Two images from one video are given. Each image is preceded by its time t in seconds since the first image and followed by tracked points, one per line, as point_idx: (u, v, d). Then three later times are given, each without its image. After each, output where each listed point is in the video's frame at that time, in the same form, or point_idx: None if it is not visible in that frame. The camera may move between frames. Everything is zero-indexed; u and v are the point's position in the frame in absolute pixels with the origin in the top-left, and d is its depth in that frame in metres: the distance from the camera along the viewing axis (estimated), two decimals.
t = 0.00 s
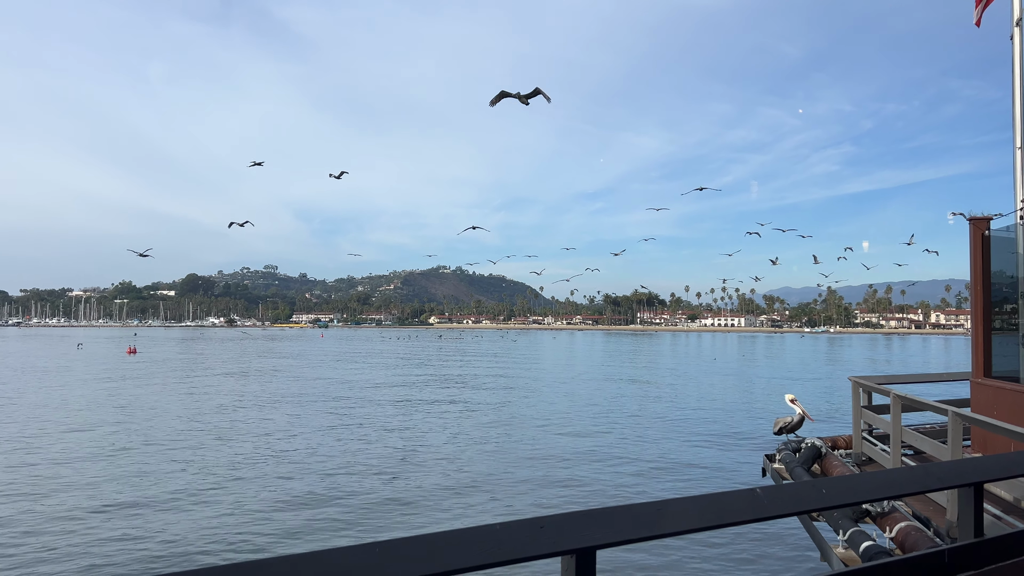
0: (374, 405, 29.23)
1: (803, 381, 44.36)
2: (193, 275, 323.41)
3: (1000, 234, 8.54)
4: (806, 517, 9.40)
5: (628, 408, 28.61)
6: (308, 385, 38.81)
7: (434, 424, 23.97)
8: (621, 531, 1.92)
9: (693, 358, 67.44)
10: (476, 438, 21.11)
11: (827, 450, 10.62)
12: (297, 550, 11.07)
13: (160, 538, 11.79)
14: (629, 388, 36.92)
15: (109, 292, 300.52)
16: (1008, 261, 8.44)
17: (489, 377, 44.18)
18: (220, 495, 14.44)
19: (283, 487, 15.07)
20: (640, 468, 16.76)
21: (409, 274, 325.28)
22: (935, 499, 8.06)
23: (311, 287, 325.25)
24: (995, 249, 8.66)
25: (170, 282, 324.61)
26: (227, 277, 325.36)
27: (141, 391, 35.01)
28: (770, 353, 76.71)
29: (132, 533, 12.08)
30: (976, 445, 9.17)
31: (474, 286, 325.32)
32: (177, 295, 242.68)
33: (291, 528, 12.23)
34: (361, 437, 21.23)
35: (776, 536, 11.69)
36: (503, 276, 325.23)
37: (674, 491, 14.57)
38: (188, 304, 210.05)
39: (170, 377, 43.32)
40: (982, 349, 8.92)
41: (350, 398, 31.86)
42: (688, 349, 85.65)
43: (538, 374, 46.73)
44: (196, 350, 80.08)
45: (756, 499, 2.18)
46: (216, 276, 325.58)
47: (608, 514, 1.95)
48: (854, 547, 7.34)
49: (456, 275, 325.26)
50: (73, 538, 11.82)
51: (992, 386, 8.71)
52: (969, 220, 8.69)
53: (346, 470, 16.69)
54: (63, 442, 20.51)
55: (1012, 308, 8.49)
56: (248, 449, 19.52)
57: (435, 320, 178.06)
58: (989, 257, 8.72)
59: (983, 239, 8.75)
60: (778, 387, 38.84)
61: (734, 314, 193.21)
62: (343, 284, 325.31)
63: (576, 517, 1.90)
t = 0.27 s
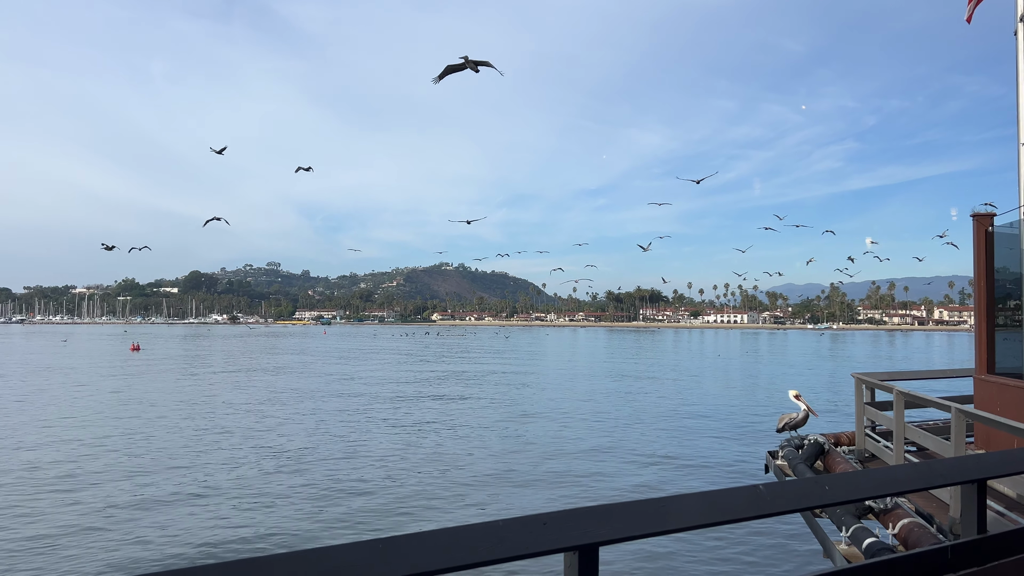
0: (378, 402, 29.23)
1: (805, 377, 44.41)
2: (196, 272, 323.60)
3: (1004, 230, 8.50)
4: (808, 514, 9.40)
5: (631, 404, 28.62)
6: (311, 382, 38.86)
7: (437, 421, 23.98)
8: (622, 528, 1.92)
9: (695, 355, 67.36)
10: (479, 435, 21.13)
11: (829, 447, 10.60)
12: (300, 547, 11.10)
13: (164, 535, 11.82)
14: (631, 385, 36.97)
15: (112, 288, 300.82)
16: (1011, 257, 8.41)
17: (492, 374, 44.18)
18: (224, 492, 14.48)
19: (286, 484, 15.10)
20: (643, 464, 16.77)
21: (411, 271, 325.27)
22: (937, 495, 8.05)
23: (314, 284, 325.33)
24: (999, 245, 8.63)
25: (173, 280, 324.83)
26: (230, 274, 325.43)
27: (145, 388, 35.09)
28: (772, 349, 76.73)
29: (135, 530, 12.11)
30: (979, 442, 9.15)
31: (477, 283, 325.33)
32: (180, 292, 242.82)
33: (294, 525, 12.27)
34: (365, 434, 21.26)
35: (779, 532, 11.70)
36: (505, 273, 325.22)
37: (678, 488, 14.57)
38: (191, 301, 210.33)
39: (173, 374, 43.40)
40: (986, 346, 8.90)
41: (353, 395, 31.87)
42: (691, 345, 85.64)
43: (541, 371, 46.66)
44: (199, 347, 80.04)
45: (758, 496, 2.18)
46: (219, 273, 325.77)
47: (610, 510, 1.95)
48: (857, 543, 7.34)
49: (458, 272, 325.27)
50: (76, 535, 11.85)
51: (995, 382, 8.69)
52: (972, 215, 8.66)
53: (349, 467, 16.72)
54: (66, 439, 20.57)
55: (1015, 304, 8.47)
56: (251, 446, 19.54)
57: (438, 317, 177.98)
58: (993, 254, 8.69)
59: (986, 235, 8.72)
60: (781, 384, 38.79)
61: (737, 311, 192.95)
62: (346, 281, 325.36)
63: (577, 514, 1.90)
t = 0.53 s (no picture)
0: (380, 400, 29.25)
1: (807, 374, 44.47)
2: (199, 270, 323.78)
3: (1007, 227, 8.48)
4: (810, 512, 9.40)
5: (633, 402, 28.65)
6: (313, 379, 38.91)
7: (439, 418, 24.00)
8: (626, 525, 1.92)
9: (698, 352, 67.33)
10: (481, 432, 21.15)
11: (832, 444, 10.60)
12: (302, 544, 11.13)
13: (166, 532, 11.86)
14: (633, 382, 37.05)
15: (115, 286, 301.18)
16: (1013, 255, 8.40)
17: (494, 371, 44.19)
18: (226, 489, 14.51)
19: (288, 481, 15.13)
20: (644, 462, 16.78)
21: (413, 269, 325.28)
22: (939, 493, 8.06)
23: (316, 282, 325.35)
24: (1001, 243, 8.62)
25: (175, 277, 324.91)
26: (232, 272, 325.55)
27: (147, 386, 35.13)
28: (774, 347, 76.74)
29: (138, 527, 12.15)
30: (981, 440, 9.15)
31: (479, 281, 325.32)
32: (182, 289, 242.94)
33: (296, 522, 12.30)
34: (367, 431, 21.29)
35: (781, 530, 11.71)
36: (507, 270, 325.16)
37: (679, 485, 14.58)
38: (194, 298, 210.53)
39: (176, 372, 43.45)
40: (988, 344, 8.89)
41: (355, 393, 31.91)
42: (693, 343, 85.65)
43: (543, 369, 46.63)
44: (201, 344, 80.03)
45: (761, 493, 2.18)
46: (221, 271, 325.87)
47: (613, 508, 1.95)
48: (858, 541, 7.34)
49: (460, 270, 325.27)
50: (78, 532, 11.88)
51: (997, 380, 8.69)
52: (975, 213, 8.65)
53: (351, 464, 16.76)
54: (69, 436, 20.61)
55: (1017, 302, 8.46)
56: (253, 443, 19.59)
57: (440, 315, 177.92)
58: (996, 251, 8.67)
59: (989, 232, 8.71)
60: (783, 381, 38.80)
61: (740, 309, 192.83)
62: (348, 278, 325.36)
63: (579, 513, 1.90)
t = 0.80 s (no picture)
0: (381, 398, 29.25)
1: (809, 372, 44.45)
2: (200, 268, 323.81)
3: (1008, 225, 8.47)
4: (811, 510, 9.41)
5: (634, 400, 28.67)
6: (314, 377, 38.93)
7: (440, 416, 24.01)
8: (627, 522, 1.92)
9: (699, 350, 67.32)
10: (482, 430, 21.16)
11: (832, 442, 10.60)
12: (303, 542, 11.13)
13: (167, 530, 11.87)
14: (635, 380, 37.09)
15: (117, 284, 301.39)
16: (1015, 252, 8.37)
17: (495, 369, 44.15)
18: (227, 487, 14.53)
19: (289, 478, 15.16)
20: (645, 460, 16.80)
21: (414, 267, 325.24)
22: (940, 491, 8.06)
23: (317, 280, 325.27)
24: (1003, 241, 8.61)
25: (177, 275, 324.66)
26: (234, 270, 325.35)
27: (148, 384, 35.13)
28: (776, 345, 76.71)
29: (140, 524, 12.16)
30: (983, 438, 9.15)
31: (480, 279, 325.27)
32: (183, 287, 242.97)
33: (297, 519, 12.31)
34: (368, 429, 21.30)
35: (782, 528, 11.71)
36: (508, 268, 325.20)
37: (680, 483, 14.59)
38: (195, 295, 210.68)
39: (177, 370, 43.46)
40: (990, 342, 8.90)
41: (356, 391, 31.91)
42: (694, 341, 85.72)
43: (544, 367, 46.61)
44: (203, 342, 79.96)
45: (759, 492, 2.17)
46: (222, 268, 325.63)
47: (615, 502, 1.95)
48: (859, 539, 7.33)
49: (461, 268, 325.26)
50: (80, 530, 11.90)
51: (999, 378, 8.69)
52: (977, 211, 8.65)
53: (353, 461, 16.78)
54: (70, 434, 20.63)
55: (1020, 300, 8.42)
56: (254, 441, 19.60)
57: (441, 312, 177.77)
58: (997, 250, 8.66)
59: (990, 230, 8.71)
60: (785, 379, 38.79)
61: (741, 307, 192.74)
62: (349, 276, 325.24)
63: (577, 511, 1.90)
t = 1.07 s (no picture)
0: (381, 396, 29.29)
1: (809, 370, 44.49)
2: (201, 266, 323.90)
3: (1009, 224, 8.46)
4: (812, 508, 9.42)
5: (634, 398, 28.69)
6: (314, 376, 38.94)
7: (441, 414, 24.03)
8: (627, 521, 1.92)
9: (700, 348, 67.38)
10: (483, 428, 21.18)
11: (833, 440, 10.60)
12: (304, 540, 11.15)
13: (168, 527, 11.88)
14: (634, 378, 37.12)
15: (118, 282, 301.50)
16: (1017, 251, 8.35)
17: (495, 367, 44.19)
18: (228, 485, 14.55)
19: (289, 476, 15.18)
20: (646, 458, 16.80)
21: (415, 265, 325.25)
22: (942, 489, 8.06)
23: (317, 278, 325.26)
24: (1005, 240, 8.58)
25: (178, 273, 324.67)
26: (234, 268, 325.35)
27: (149, 381, 35.22)
28: (776, 343, 76.75)
29: (140, 522, 12.18)
30: (984, 436, 9.14)
31: (481, 277, 325.30)
32: (184, 285, 243.15)
33: (297, 517, 12.33)
34: (368, 427, 21.33)
35: (783, 526, 11.71)
36: (509, 267, 325.18)
37: (681, 481, 14.60)
38: (196, 293, 210.96)
39: (178, 368, 43.53)
40: (991, 340, 8.90)
41: (357, 389, 31.95)
42: (694, 339, 85.81)
43: (544, 364, 46.63)
44: (203, 340, 79.93)
45: (760, 490, 2.18)
46: (223, 267, 325.62)
47: (616, 500, 1.95)
48: (859, 537, 7.34)
49: (462, 266, 325.28)
50: (80, 527, 11.92)
51: (999, 376, 8.70)
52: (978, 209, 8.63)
53: (353, 459, 16.81)
54: (72, 432, 20.67)
55: (1021, 299, 8.42)
56: (255, 438, 19.63)
57: (441, 310, 177.85)
58: (999, 248, 8.64)
59: (992, 228, 8.69)
60: (785, 377, 38.79)
61: (742, 305, 192.73)
62: (349, 274, 325.26)
63: (580, 508, 1.90)
